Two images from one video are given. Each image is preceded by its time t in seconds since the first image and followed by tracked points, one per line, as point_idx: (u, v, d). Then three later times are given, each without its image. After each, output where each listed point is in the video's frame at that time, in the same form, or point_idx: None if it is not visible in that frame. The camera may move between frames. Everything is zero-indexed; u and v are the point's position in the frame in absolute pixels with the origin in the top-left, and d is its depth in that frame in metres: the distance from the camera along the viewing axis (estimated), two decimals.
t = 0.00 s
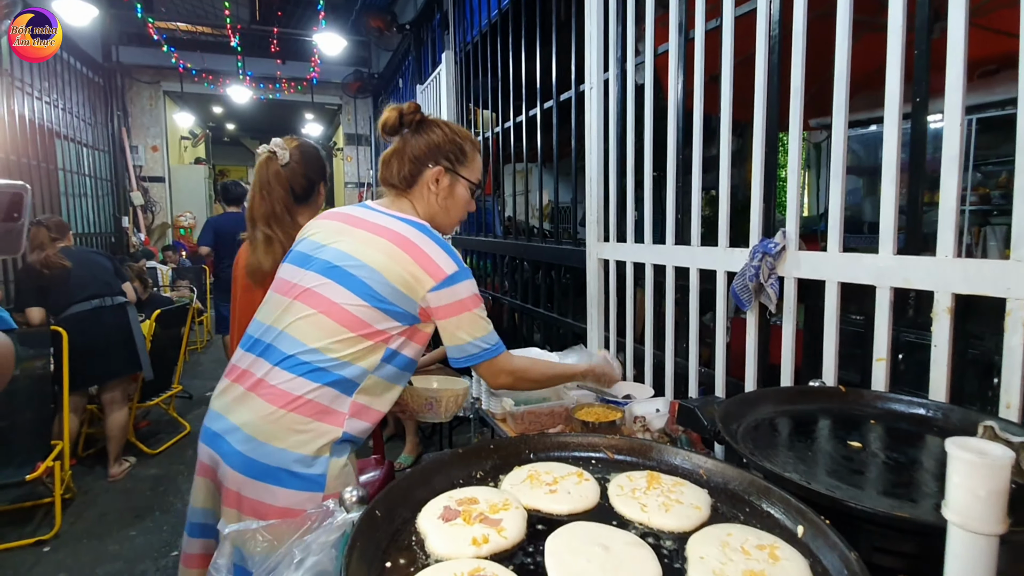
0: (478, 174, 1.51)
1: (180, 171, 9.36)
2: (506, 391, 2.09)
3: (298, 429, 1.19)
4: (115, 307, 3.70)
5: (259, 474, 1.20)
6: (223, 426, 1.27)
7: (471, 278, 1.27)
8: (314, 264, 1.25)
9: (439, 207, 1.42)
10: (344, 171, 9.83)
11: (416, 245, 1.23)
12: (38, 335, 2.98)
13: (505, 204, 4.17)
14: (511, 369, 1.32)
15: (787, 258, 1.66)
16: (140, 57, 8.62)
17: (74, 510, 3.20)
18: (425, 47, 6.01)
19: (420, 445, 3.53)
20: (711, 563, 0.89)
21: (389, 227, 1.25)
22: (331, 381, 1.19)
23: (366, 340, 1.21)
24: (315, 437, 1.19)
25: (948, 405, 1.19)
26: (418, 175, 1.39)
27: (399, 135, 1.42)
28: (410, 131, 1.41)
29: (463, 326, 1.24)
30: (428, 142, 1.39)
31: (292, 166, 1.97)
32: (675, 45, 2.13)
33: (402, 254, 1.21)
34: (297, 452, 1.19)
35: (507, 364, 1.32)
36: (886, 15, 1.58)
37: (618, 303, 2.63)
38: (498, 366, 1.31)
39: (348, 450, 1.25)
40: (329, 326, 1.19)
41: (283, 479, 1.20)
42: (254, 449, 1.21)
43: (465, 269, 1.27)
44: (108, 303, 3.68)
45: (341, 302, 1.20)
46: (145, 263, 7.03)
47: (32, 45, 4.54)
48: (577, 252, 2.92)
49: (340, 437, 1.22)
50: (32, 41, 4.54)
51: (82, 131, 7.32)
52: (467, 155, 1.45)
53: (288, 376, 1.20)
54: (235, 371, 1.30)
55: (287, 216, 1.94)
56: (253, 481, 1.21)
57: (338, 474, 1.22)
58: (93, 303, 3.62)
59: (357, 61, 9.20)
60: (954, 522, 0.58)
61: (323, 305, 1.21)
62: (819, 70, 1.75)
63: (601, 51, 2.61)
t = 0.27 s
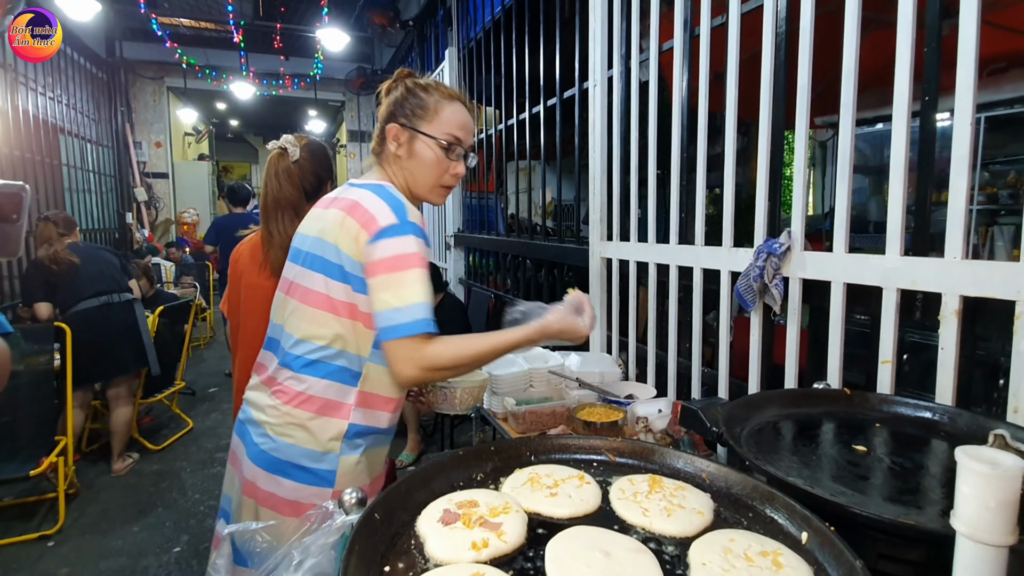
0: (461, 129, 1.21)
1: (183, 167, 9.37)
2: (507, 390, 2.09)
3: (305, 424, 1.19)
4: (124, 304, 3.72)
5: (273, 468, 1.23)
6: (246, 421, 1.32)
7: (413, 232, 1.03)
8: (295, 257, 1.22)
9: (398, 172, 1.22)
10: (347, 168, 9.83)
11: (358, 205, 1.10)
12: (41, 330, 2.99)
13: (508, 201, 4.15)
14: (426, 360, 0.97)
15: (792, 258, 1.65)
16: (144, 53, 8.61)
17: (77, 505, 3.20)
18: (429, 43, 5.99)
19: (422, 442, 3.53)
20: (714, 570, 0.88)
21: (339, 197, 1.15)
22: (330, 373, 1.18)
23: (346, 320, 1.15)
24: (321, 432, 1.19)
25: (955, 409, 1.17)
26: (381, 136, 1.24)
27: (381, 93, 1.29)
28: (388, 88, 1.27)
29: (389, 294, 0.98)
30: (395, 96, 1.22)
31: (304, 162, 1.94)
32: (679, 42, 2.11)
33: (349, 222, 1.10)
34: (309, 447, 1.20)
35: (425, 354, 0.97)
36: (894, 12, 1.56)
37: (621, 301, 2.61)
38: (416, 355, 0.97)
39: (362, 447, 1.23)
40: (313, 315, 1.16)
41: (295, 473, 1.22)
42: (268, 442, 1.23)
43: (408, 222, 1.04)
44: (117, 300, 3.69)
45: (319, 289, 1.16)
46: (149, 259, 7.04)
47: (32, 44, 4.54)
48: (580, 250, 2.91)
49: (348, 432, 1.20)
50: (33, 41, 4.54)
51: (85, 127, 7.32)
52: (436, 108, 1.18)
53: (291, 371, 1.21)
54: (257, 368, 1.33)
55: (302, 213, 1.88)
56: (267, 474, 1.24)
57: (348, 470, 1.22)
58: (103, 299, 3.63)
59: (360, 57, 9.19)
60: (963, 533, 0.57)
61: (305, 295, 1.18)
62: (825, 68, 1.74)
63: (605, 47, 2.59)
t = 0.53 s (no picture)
0: (443, 103, 1.17)
1: (184, 166, 9.37)
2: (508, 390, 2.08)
3: (315, 426, 1.20)
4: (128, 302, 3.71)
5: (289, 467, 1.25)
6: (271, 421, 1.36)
7: (353, 211, 0.98)
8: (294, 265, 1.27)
9: (385, 155, 1.22)
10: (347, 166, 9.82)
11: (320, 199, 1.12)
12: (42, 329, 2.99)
13: (508, 201, 4.15)
14: (341, 344, 0.90)
15: (795, 259, 1.64)
16: (145, 51, 8.61)
17: (77, 503, 3.20)
18: (429, 42, 5.98)
19: (422, 442, 3.53)
20: (718, 574, 0.88)
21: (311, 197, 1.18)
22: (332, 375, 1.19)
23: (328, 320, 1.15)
24: (330, 433, 1.20)
25: (959, 412, 1.17)
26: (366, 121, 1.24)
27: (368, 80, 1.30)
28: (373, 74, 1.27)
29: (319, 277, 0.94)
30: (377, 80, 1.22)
31: (295, 160, 1.92)
32: (682, 42, 2.10)
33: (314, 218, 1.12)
34: (321, 448, 1.21)
35: (339, 337, 0.90)
36: (898, 12, 1.55)
37: (622, 301, 2.61)
38: (332, 340, 0.90)
39: (370, 447, 1.22)
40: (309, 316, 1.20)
41: (309, 472, 1.24)
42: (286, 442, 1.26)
43: (353, 203, 1.00)
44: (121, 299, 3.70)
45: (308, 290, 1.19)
46: (150, 257, 7.04)
47: (32, 45, 4.52)
48: (580, 250, 2.90)
49: (356, 432, 1.20)
50: (32, 41, 4.53)
51: (87, 125, 7.32)
52: (413, 84, 1.16)
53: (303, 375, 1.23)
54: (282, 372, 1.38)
55: (291, 209, 1.84)
56: (285, 472, 1.27)
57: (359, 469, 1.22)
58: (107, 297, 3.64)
59: (360, 56, 9.18)
60: (971, 539, 0.57)
61: (301, 301, 1.21)
62: (829, 69, 1.73)
63: (607, 47, 2.58)
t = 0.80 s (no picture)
0: (442, 96, 1.15)
1: (184, 163, 9.36)
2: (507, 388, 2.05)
3: (317, 431, 1.21)
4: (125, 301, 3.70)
5: (293, 470, 1.27)
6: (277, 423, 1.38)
7: (356, 217, 0.97)
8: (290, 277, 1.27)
9: (383, 150, 1.22)
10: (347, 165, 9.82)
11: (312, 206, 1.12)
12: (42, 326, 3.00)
13: (508, 200, 4.15)
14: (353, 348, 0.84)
15: (795, 259, 1.64)
16: (145, 49, 8.59)
17: (77, 500, 3.20)
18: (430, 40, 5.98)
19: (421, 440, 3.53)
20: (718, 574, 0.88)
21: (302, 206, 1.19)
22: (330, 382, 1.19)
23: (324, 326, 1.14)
24: (332, 439, 1.20)
25: (960, 413, 1.16)
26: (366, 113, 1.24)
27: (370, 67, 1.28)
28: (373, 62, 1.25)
29: (323, 284, 0.90)
30: (378, 70, 1.21)
31: (258, 157, 1.97)
32: (683, 41, 2.09)
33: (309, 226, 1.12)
34: (325, 453, 1.21)
35: (353, 345, 0.84)
36: (900, 11, 1.55)
37: (622, 300, 2.61)
38: (347, 350, 0.85)
39: (372, 451, 1.21)
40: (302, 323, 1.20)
41: (311, 475, 1.25)
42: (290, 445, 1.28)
43: (353, 208, 0.99)
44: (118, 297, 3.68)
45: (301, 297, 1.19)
46: (149, 255, 7.03)
47: (32, 45, 4.52)
48: (580, 250, 2.90)
49: (359, 438, 1.20)
50: (32, 42, 4.53)
51: (87, 123, 7.31)
52: (412, 76, 1.15)
53: (305, 382, 1.23)
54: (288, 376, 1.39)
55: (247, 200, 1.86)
56: (289, 474, 1.29)
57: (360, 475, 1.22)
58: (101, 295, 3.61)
59: (361, 54, 9.17)
60: (973, 540, 0.57)
61: (297, 309, 1.21)
62: (830, 68, 1.73)
63: (608, 46, 2.58)
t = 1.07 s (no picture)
0: (450, 99, 1.15)
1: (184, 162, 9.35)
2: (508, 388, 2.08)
3: (320, 437, 1.21)
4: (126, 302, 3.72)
5: (295, 475, 1.27)
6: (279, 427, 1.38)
7: (356, 224, 0.97)
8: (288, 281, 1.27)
9: (387, 151, 1.22)
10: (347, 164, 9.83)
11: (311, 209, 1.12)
12: (42, 325, 2.99)
13: (508, 199, 4.14)
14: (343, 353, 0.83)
15: (795, 260, 1.64)
16: (145, 48, 8.59)
17: (77, 499, 3.20)
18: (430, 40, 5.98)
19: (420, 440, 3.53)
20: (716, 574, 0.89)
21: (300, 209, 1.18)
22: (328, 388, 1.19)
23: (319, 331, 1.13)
24: (335, 446, 1.20)
25: (957, 414, 1.17)
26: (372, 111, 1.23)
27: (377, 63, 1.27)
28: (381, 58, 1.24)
29: (319, 288, 0.89)
30: (386, 68, 1.20)
31: (224, 159, 2.04)
32: (683, 41, 2.09)
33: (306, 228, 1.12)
34: (327, 459, 1.21)
35: (344, 350, 0.83)
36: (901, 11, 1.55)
37: (621, 300, 2.61)
38: (338, 355, 0.83)
39: (376, 458, 1.22)
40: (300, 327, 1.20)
41: (312, 481, 1.24)
42: (292, 449, 1.28)
43: (354, 215, 0.98)
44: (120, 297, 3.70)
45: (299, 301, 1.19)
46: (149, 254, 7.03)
47: (32, 45, 4.52)
48: (580, 250, 2.90)
49: (361, 445, 1.20)
50: (33, 41, 4.53)
51: (87, 122, 7.31)
52: (421, 78, 1.14)
53: (305, 389, 1.23)
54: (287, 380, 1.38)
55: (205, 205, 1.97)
56: (291, 479, 1.29)
57: (363, 482, 1.22)
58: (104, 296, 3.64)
59: (360, 53, 9.17)
60: (970, 541, 0.57)
61: (294, 313, 1.21)
62: (830, 69, 1.73)
63: (608, 45, 2.58)
